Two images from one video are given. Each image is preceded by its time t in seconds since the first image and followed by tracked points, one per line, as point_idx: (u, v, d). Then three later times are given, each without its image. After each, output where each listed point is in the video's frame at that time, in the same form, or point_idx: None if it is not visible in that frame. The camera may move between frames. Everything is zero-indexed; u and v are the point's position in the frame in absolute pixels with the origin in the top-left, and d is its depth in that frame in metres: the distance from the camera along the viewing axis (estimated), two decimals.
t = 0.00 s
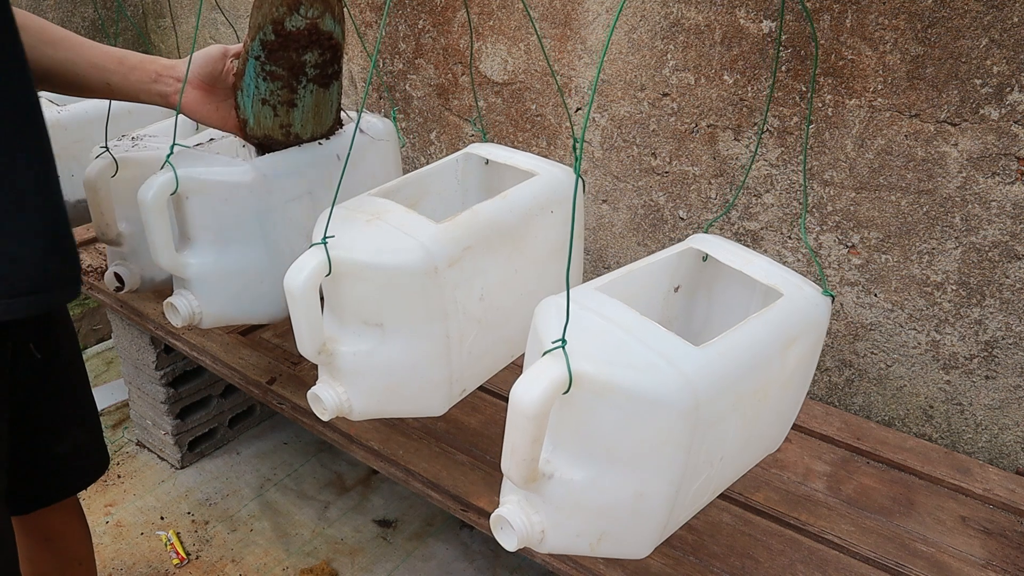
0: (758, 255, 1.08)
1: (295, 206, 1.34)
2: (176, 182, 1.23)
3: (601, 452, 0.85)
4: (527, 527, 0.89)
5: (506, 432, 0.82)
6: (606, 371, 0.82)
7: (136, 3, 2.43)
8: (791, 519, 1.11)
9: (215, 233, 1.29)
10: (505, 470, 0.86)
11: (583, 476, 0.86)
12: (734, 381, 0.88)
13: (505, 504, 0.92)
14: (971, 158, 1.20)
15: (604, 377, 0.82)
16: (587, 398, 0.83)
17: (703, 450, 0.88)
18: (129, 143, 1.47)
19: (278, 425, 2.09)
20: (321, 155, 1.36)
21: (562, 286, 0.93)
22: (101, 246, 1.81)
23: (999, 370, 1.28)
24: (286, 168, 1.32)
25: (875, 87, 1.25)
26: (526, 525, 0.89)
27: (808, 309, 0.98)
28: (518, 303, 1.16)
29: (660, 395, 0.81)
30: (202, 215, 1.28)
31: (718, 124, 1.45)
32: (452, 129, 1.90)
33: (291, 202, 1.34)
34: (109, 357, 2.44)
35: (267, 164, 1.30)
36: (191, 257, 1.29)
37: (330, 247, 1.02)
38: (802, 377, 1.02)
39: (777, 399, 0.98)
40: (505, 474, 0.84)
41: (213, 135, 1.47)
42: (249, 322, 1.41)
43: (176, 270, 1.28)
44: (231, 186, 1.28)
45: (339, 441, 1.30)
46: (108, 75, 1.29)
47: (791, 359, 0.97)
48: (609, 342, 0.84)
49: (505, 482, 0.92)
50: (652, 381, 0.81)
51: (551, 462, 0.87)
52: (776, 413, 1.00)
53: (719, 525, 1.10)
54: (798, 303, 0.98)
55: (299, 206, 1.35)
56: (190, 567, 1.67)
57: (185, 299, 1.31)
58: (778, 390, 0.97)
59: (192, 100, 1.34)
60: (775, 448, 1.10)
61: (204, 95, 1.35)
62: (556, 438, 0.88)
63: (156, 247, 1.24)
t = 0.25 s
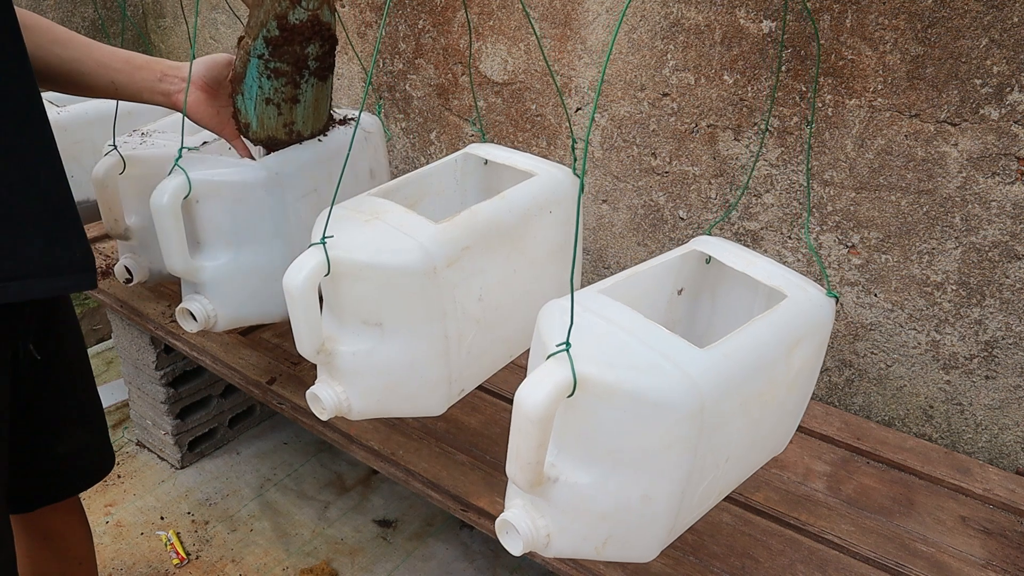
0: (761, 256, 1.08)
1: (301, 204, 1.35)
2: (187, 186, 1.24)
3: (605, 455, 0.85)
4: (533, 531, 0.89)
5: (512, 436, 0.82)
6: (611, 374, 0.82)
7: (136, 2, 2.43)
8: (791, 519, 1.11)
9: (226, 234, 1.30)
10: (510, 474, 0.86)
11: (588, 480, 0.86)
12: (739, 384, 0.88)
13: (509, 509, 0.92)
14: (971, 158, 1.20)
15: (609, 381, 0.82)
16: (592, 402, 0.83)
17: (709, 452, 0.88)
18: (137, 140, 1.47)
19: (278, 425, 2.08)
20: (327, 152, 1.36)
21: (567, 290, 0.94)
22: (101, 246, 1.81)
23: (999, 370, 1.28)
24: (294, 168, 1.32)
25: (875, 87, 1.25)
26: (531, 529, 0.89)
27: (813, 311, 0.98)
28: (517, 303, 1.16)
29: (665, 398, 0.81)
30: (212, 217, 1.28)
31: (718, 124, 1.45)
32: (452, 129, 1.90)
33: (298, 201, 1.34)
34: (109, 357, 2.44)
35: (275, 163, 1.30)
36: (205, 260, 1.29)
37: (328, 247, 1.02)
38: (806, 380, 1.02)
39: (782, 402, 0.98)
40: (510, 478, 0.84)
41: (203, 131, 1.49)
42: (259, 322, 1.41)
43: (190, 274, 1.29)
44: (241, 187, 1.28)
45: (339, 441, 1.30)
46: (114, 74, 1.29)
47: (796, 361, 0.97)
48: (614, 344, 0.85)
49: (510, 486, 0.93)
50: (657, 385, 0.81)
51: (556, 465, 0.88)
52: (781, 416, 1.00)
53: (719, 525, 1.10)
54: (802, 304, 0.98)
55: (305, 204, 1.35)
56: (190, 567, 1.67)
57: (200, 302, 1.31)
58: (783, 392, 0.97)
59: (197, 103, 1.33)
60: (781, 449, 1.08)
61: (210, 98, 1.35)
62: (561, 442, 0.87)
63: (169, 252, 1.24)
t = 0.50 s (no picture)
0: (760, 254, 1.08)
1: (280, 202, 1.36)
2: (161, 180, 1.27)
3: (604, 452, 0.85)
4: (532, 529, 0.89)
5: (509, 433, 0.82)
6: (608, 371, 0.82)
7: (136, 3, 2.43)
8: (791, 519, 1.11)
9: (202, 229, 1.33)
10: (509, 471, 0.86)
11: (586, 477, 0.86)
12: (738, 381, 0.87)
13: (509, 506, 0.92)
14: (971, 158, 1.20)
15: (607, 378, 0.82)
16: (589, 398, 0.83)
17: (707, 450, 0.87)
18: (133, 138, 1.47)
19: (278, 424, 2.09)
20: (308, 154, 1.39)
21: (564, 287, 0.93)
22: (101, 246, 1.81)
23: (999, 370, 1.28)
24: (272, 167, 1.34)
25: (875, 87, 1.25)
26: (530, 526, 0.89)
27: (811, 308, 0.98)
28: (523, 303, 1.16)
29: (663, 395, 0.81)
30: (189, 213, 1.31)
31: (718, 124, 1.45)
32: (452, 129, 1.90)
33: (276, 200, 1.36)
34: (109, 357, 2.44)
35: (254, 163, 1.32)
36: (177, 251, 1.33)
37: (334, 247, 1.02)
38: (805, 377, 1.02)
39: (780, 399, 0.98)
40: (508, 475, 0.84)
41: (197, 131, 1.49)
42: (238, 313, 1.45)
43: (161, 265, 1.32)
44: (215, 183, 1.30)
45: (339, 441, 1.31)
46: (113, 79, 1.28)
47: (794, 358, 0.97)
48: (611, 341, 0.84)
49: (509, 483, 0.93)
50: (655, 382, 0.81)
51: (555, 463, 0.88)
52: (779, 413, 1.00)
53: (719, 525, 1.10)
54: (800, 301, 0.97)
55: (284, 202, 1.37)
56: (190, 567, 1.67)
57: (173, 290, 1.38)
58: (781, 389, 0.97)
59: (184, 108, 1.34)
60: (777, 451, 1.09)
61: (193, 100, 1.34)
62: (560, 439, 0.87)
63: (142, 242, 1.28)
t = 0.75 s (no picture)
0: (754, 256, 1.08)
1: (253, 203, 1.34)
2: (129, 170, 1.26)
3: (596, 452, 0.85)
4: (523, 527, 0.89)
5: (502, 433, 0.82)
6: (602, 372, 0.82)
7: (136, 3, 2.43)
8: (791, 519, 1.11)
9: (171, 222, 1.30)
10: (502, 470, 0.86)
11: (577, 476, 0.86)
12: (730, 383, 0.88)
13: (502, 505, 0.92)
14: (971, 158, 1.20)
15: (600, 379, 0.82)
16: (583, 399, 0.83)
17: (699, 451, 0.88)
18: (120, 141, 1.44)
19: (278, 425, 2.09)
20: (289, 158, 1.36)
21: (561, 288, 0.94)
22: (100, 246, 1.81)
23: (999, 370, 1.28)
24: (243, 167, 1.31)
25: (875, 87, 1.25)
26: (522, 524, 0.89)
27: (805, 310, 0.98)
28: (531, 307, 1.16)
29: (655, 395, 0.81)
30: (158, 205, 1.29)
31: (718, 124, 1.45)
32: (452, 129, 1.90)
33: (249, 201, 1.33)
34: (108, 357, 2.44)
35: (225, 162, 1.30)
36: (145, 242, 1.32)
37: (342, 252, 1.02)
38: (798, 378, 1.02)
39: (773, 400, 0.98)
40: (501, 474, 0.84)
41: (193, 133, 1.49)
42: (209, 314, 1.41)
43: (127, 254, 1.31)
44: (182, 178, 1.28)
45: (338, 442, 1.31)
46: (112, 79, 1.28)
47: (787, 360, 0.97)
48: (607, 342, 0.84)
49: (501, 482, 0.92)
50: (647, 384, 0.81)
51: (547, 462, 0.87)
52: (773, 413, 1.00)
53: (719, 525, 1.10)
54: (794, 303, 0.98)
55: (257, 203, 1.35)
56: (190, 567, 1.67)
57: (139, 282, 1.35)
58: (774, 391, 0.97)
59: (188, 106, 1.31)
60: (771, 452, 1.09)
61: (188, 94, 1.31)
62: (552, 438, 0.87)
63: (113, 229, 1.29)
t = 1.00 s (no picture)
0: (750, 254, 1.08)
1: (260, 204, 1.33)
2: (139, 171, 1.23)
3: (589, 448, 0.85)
4: (517, 522, 0.89)
5: (496, 429, 0.82)
6: (596, 368, 0.82)
7: (135, 3, 2.43)
8: (791, 519, 1.11)
9: (180, 225, 1.28)
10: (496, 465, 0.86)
11: (570, 471, 0.86)
12: (723, 379, 0.87)
13: (497, 500, 0.92)
14: (971, 158, 1.20)
15: (594, 375, 0.81)
16: (576, 394, 0.84)
17: (691, 447, 0.87)
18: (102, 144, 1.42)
19: (278, 424, 2.09)
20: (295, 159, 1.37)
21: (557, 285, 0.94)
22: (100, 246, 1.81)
23: (999, 370, 1.28)
24: (253, 167, 1.30)
25: (875, 87, 1.25)
26: (516, 519, 0.89)
27: (799, 307, 0.98)
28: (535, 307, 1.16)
29: (648, 392, 0.81)
30: (166, 207, 1.27)
31: (718, 124, 1.45)
32: (452, 129, 1.90)
33: (258, 201, 1.33)
34: (108, 357, 2.44)
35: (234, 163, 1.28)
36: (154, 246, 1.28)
37: (347, 253, 1.02)
38: (791, 376, 1.02)
39: (765, 398, 0.97)
40: (495, 469, 0.85)
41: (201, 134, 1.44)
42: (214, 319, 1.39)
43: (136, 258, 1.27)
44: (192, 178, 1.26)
45: (339, 442, 1.31)
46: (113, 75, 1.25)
47: (780, 358, 0.97)
48: (602, 339, 0.84)
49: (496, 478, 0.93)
50: (642, 380, 0.81)
51: (542, 457, 0.88)
52: (767, 410, 1.00)
53: (719, 525, 1.10)
54: (788, 300, 0.97)
55: (264, 205, 1.34)
56: (190, 567, 1.67)
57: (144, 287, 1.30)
58: (767, 388, 0.97)
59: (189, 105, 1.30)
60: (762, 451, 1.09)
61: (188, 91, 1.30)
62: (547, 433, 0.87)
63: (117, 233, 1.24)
